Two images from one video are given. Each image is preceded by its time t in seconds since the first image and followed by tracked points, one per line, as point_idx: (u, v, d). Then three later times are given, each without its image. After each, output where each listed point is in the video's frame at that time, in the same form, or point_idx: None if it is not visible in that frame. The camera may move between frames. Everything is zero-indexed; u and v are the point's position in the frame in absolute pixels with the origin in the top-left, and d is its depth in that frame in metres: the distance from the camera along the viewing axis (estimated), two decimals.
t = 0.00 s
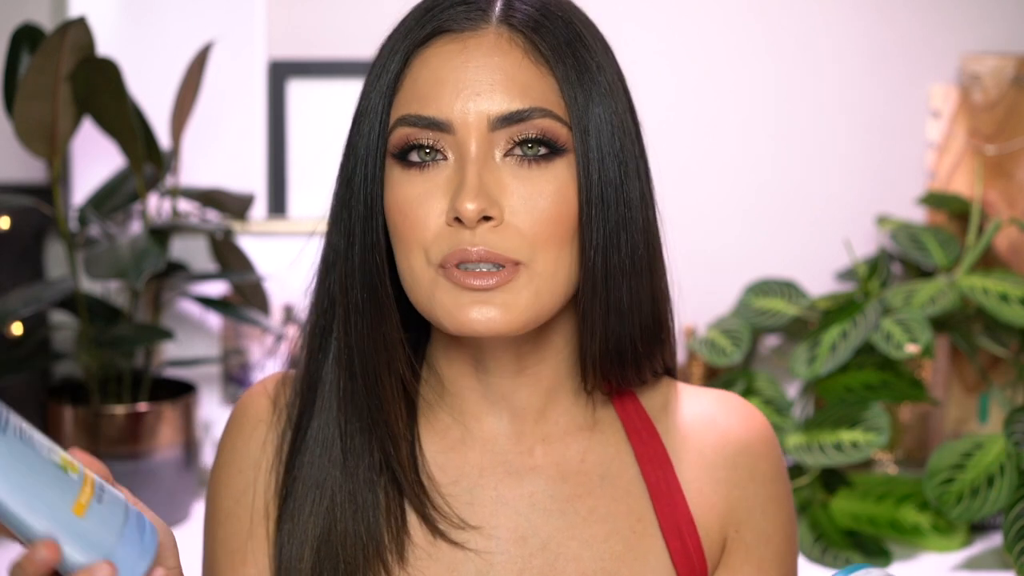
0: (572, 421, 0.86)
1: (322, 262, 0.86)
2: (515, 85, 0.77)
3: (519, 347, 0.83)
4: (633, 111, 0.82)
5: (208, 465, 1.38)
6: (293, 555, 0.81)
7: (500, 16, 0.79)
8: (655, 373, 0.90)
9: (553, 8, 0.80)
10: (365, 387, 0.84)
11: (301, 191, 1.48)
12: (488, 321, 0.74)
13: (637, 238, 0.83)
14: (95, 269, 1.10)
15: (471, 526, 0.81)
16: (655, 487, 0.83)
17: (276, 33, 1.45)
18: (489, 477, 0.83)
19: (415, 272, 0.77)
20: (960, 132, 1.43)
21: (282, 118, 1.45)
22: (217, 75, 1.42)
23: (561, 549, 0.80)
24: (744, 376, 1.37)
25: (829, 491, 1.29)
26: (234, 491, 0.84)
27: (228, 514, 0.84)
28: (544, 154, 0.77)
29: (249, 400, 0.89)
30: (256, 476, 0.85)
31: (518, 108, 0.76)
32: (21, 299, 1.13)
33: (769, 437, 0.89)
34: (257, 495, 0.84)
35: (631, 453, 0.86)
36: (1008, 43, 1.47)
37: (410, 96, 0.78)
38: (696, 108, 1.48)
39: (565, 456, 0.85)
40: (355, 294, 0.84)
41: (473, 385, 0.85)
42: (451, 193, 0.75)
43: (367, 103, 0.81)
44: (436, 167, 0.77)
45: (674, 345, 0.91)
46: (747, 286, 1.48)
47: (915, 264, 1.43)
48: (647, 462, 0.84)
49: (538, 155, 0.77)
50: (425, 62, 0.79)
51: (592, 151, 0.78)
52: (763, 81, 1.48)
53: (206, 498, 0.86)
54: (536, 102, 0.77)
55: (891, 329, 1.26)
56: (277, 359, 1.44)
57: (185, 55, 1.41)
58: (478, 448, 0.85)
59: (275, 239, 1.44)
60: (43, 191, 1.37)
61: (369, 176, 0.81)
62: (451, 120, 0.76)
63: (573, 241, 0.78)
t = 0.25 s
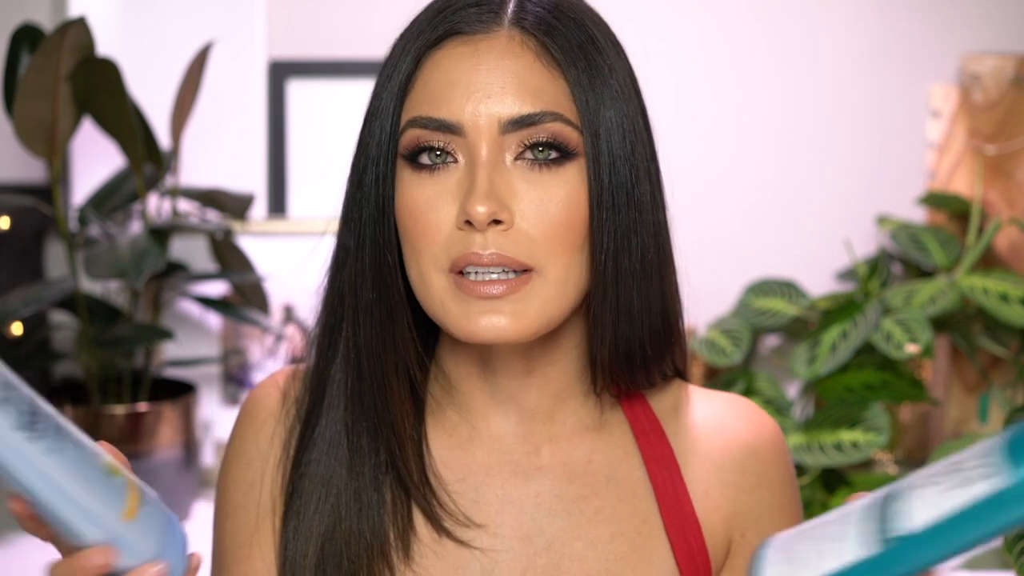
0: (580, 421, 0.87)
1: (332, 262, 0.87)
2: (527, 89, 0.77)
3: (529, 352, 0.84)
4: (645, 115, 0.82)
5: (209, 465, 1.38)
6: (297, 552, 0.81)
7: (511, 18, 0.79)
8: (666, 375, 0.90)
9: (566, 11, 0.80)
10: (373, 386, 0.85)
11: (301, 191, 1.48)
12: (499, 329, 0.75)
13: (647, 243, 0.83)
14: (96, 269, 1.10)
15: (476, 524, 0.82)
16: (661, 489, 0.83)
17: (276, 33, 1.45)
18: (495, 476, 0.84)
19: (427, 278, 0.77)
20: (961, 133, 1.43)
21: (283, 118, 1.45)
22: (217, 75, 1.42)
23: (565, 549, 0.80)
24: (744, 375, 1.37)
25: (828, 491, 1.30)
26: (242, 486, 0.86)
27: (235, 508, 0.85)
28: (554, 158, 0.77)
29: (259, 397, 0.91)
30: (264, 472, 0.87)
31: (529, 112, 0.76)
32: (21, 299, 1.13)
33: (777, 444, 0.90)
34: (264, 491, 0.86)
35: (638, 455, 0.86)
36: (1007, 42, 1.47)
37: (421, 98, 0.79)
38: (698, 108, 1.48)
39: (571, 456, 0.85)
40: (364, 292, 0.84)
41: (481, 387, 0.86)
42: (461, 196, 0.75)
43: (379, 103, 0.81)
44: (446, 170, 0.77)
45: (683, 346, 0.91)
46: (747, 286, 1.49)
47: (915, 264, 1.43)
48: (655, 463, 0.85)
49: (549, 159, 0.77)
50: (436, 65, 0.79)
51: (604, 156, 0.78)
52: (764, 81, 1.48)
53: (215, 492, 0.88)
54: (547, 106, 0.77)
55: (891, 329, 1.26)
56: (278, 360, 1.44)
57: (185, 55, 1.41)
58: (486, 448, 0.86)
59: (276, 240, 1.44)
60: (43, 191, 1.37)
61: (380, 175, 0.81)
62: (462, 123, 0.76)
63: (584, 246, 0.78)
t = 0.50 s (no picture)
0: (585, 421, 0.87)
1: (343, 262, 0.86)
2: (545, 94, 0.77)
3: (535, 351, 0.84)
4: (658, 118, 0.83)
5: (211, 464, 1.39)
6: (305, 550, 0.83)
7: (528, 22, 0.80)
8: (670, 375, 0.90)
9: (582, 14, 0.81)
10: (382, 387, 0.86)
11: (301, 191, 1.47)
12: (512, 334, 0.76)
13: (659, 246, 0.83)
14: (96, 269, 1.10)
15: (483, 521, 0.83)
16: (663, 486, 0.84)
17: (276, 33, 1.45)
18: (500, 473, 0.85)
19: (443, 282, 0.77)
20: (961, 133, 1.44)
21: (282, 118, 1.45)
22: (218, 75, 1.42)
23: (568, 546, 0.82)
24: (744, 376, 1.37)
25: (829, 492, 1.28)
26: (249, 484, 0.87)
27: (243, 506, 0.86)
28: (570, 163, 0.78)
29: (265, 394, 0.91)
30: (271, 470, 0.87)
31: (546, 117, 0.77)
32: (21, 299, 1.13)
33: (780, 441, 0.89)
34: (272, 489, 0.87)
35: (641, 453, 0.87)
36: (1007, 43, 1.47)
37: (437, 101, 0.79)
38: (699, 109, 1.48)
39: (575, 454, 0.86)
40: (376, 293, 0.84)
41: (489, 387, 0.86)
42: (478, 200, 0.76)
43: (393, 104, 0.81)
44: (462, 174, 0.78)
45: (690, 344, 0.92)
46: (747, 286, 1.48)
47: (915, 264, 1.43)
48: (658, 461, 0.85)
49: (564, 164, 0.78)
50: (453, 68, 0.79)
51: (618, 160, 0.79)
52: (764, 82, 1.48)
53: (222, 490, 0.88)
54: (563, 111, 0.77)
55: (891, 329, 1.26)
56: (277, 360, 1.44)
57: (184, 55, 1.41)
58: (492, 446, 0.86)
59: (277, 239, 1.43)
60: (43, 191, 1.38)
61: (393, 177, 0.81)
62: (478, 127, 0.77)
63: (595, 249, 0.79)
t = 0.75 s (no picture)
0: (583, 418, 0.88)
1: (343, 262, 0.87)
2: (542, 93, 0.77)
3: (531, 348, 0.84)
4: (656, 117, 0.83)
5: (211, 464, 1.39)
6: (303, 549, 0.83)
7: (526, 23, 0.80)
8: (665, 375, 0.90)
9: (581, 14, 0.81)
10: (381, 386, 0.86)
11: (301, 191, 1.47)
12: (508, 335, 0.76)
13: (659, 246, 0.83)
14: (96, 269, 1.10)
15: (478, 521, 0.83)
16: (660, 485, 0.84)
17: (276, 33, 1.45)
18: (497, 473, 0.85)
19: (441, 283, 0.77)
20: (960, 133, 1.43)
21: (282, 118, 1.45)
22: (218, 75, 1.42)
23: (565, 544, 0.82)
24: (744, 375, 1.37)
25: (829, 491, 1.28)
26: (247, 483, 0.87)
27: (241, 504, 0.87)
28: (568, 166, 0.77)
29: (264, 393, 0.92)
30: (270, 469, 0.88)
31: (543, 118, 0.77)
32: (21, 299, 1.13)
33: (774, 432, 0.90)
34: (271, 488, 0.87)
35: (639, 453, 0.87)
36: (1008, 42, 1.47)
37: (434, 101, 0.79)
38: (699, 109, 1.48)
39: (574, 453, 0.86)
40: (375, 294, 0.84)
41: (485, 386, 0.86)
42: (476, 202, 0.76)
43: (391, 105, 0.81)
44: (459, 177, 0.77)
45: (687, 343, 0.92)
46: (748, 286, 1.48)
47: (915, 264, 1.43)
48: (655, 460, 0.85)
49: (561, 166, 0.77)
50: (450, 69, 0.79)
51: (616, 160, 0.79)
52: (765, 82, 1.48)
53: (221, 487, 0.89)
54: (561, 112, 0.77)
55: (891, 329, 1.26)
56: (277, 359, 1.44)
57: (185, 55, 1.41)
58: (490, 445, 0.86)
59: (277, 240, 1.43)
60: (43, 191, 1.38)
61: (391, 178, 0.81)
62: (476, 128, 0.77)
63: (592, 252, 0.79)
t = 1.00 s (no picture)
0: (581, 419, 0.88)
1: (330, 268, 0.88)
2: (516, 86, 0.77)
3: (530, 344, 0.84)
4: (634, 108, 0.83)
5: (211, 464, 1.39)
6: (304, 554, 0.82)
7: (496, 20, 0.80)
8: (661, 370, 0.92)
9: (552, 8, 0.81)
10: (375, 387, 0.85)
11: (301, 191, 1.47)
12: (499, 333, 0.76)
13: (640, 235, 0.83)
14: (96, 269, 1.10)
15: (483, 521, 0.83)
16: (663, 484, 0.84)
17: (276, 33, 1.45)
18: (500, 474, 0.85)
19: (428, 282, 0.78)
20: (961, 132, 1.44)
21: (282, 118, 1.45)
22: (217, 75, 1.42)
23: (570, 545, 0.82)
24: (744, 375, 1.37)
25: (829, 491, 1.28)
26: (246, 491, 0.87)
27: (240, 514, 0.86)
28: (544, 157, 0.78)
29: (261, 399, 0.91)
30: (268, 475, 0.87)
31: (517, 108, 0.77)
32: (21, 299, 1.13)
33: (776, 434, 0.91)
34: (270, 495, 0.87)
35: (640, 451, 0.87)
36: (1008, 42, 1.47)
37: (411, 101, 0.79)
38: (698, 110, 1.48)
39: (575, 454, 0.86)
40: (358, 297, 0.85)
41: (484, 384, 0.86)
42: (454, 197, 0.76)
43: (370, 108, 0.82)
44: (439, 175, 0.78)
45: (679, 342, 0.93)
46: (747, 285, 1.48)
47: (915, 264, 1.43)
48: (658, 459, 0.86)
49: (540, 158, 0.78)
50: (425, 68, 0.79)
51: (592, 151, 0.79)
52: (763, 81, 1.48)
53: (219, 496, 0.88)
54: (535, 102, 0.77)
55: (891, 329, 1.26)
56: (277, 360, 1.44)
57: (185, 55, 1.41)
58: (491, 446, 0.86)
59: (277, 240, 1.43)
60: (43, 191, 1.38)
61: (373, 180, 0.82)
62: (451, 123, 0.77)
63: (576, 245, 0.79)
